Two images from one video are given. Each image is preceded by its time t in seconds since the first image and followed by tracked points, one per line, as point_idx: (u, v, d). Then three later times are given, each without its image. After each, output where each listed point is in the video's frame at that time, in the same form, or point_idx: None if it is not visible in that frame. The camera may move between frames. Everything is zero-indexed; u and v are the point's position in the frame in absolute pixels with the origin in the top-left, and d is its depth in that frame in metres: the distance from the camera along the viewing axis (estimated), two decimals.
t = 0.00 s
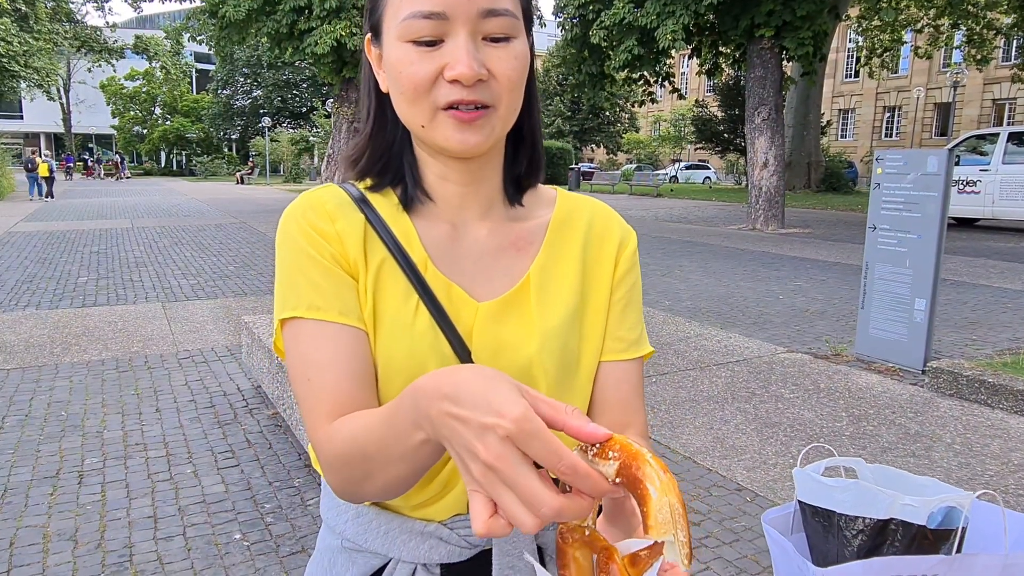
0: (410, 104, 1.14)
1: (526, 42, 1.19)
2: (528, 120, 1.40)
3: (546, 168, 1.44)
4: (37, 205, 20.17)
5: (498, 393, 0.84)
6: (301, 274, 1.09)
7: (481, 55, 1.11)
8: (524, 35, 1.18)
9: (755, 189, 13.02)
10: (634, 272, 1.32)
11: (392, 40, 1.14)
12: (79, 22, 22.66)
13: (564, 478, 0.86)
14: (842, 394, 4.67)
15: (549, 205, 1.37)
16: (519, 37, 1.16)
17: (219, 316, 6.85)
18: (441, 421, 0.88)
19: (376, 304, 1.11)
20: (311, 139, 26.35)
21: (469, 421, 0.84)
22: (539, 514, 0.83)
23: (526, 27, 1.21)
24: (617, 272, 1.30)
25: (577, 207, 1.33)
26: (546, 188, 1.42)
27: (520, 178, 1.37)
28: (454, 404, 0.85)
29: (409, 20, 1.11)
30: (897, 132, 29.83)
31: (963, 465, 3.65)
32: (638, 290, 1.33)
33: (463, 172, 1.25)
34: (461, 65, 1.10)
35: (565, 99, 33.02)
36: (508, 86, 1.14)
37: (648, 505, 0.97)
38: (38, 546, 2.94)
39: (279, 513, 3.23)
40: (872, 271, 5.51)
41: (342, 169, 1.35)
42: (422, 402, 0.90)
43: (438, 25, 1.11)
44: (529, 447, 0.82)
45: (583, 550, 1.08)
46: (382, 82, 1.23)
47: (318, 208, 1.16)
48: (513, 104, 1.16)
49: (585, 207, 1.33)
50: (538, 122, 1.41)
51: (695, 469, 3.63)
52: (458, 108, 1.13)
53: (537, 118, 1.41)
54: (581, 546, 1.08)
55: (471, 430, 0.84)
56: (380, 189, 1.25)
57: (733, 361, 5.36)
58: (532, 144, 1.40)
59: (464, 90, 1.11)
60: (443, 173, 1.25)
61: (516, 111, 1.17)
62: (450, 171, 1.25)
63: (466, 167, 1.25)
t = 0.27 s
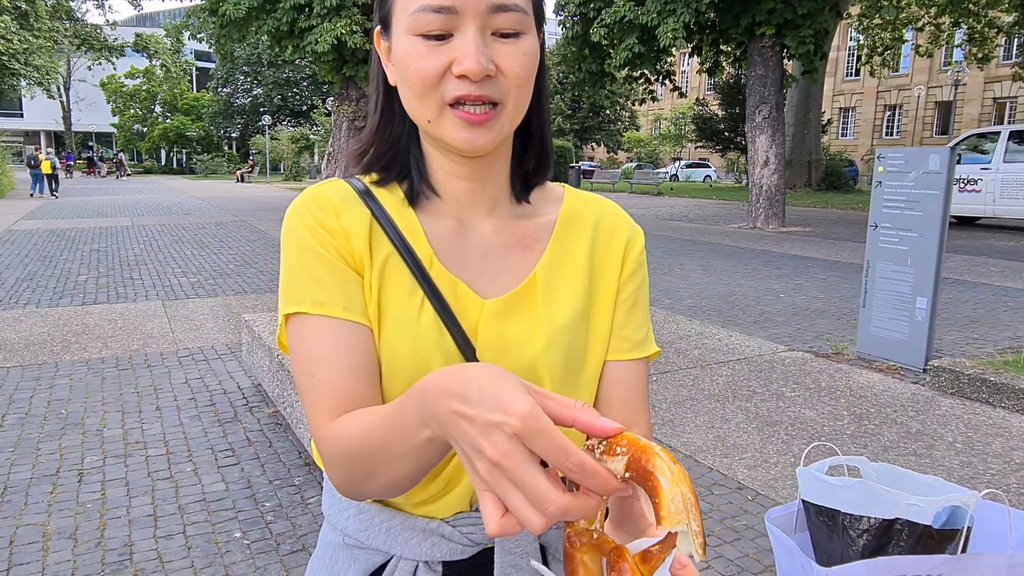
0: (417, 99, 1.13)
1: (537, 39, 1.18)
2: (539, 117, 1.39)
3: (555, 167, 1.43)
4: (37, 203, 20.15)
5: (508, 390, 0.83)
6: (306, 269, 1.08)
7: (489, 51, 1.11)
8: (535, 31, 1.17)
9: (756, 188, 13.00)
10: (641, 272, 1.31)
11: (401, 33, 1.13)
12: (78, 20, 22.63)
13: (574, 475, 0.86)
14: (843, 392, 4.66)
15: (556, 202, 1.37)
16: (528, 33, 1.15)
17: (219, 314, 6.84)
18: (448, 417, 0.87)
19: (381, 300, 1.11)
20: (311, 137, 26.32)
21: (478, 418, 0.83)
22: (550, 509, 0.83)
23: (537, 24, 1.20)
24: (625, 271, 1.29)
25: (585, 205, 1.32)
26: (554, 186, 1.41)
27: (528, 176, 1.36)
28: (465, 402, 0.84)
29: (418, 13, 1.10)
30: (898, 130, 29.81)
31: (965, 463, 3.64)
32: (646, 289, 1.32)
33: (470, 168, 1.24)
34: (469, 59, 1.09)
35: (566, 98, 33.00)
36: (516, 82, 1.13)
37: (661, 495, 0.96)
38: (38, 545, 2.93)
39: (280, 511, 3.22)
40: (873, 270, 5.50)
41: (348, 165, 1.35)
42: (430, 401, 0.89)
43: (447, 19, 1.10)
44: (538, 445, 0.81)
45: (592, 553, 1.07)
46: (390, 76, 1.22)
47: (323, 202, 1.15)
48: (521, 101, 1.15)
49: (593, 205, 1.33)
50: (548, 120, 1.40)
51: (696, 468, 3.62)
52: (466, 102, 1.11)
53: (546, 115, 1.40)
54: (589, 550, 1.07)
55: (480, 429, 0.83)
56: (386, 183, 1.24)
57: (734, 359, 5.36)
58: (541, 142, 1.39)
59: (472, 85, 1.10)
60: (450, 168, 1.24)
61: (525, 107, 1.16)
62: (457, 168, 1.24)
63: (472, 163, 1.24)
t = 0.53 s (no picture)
0: (423, 97, 1.12)
1: (542, 38, 1.17)
2: (540, 117, 1.38)
3: (556, 166, 1.43)
4: (36, 200, 20.14)
5: (521, 398, 0.83)
6: (308, 269, 1.08)
7: (495, 50, 1.10)
8: (540, 31, 1.17)
9: (755, 185, 13.00)
10: (642, 272, 1.31)
11: (406, 30, 1.12)
12: (77, 17, 22.60)
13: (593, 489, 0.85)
14: (843, 391, 4.66)
15: (557, 201, 1.36)
16: (534, 32, 1.14)
17: (218, 312, 6.84)
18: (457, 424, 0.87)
19: (383, 299, 1.10)
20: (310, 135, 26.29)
21: (490, 423, 0.83)
22: (561, 521, 0.82)
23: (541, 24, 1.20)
24: (626, 270, 1.28)
25: (586, 203, 1.32)
26: (556, 185, 1.40)
27: (530, 176, 1.36)
28: (480, 413, 0.84)
29: (423, 10, 1.10)
30: (897, 128, 29.80)
31: (965, 461, 3.64)
32: (646, 289, 1.32)
33: (473, 167, 1.24)
34: (475, 59, 1.08)
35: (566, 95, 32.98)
36: (521, 82, 1.12)
37: (677, 529, 0.94)
38: (37, 543, 2.92)
39: (279, 510, 3.21)
40: (873, 268, 5.49)
41: (348, 162, 1.34)
42: (443, 410, 0.88)
43: (453, 17, 1.09)
44: (552, 454, 0.81)
45: (580, 556, 1.04)
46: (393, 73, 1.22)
47: (324, 201, 1.15)
48: (526, 101, 1.14)
49: (595, 204, 1.32)
50: (550, 120, 1.40)
51: (696, 467, 3.62)
52: (472, 103, 1.11)
53: (548, 114, 1.40)
54: (579, 552, 1.04)
55: (492, 437, 0.83)
56: (387, 181, 1.23)
57: (734, 357, 5.36)
58: (543, 141, 1.39)
59: (478, 85, 1.09)
60: (453, 166, 1.24)
61: (530, 108, 1.15)
62: (460, 166, 1.23)
63: (475, 162, 1.23)
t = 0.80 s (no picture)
0: (429, 88, 1.12)
1: (551, 32, 1.17)
2: (547, 117, 1.38)
3: (563, 167, 1.42)
4: (36, 198, 20.13)
5: (525, 395, 0.83)
6: (309, 265, 1.07)
7: (503, 40, 1.10)
8: (549, 24, 1.17)
9: (755, 183, 12.99)
10: (643, 272, 1.30)
11: (415, 19, 1.13)
12: (77, 14, 22.57)
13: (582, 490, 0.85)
14: (843, 389, 4.66)
15: (562, 201, 1.35)
16: (543, 25, 1.14)
17: (218, 310, 6.83)
18: (460, 425, 0.87)
19: (384, 295, 1.10)
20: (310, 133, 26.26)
21: (493, 423, 0.83)
22: (554, 518, 0.82)
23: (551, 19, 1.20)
24: (627, 270, 1.28)
25: (589, 203, 1.31)
26: (561, 186, 1.39)
27: (535, 177, 1.35)
28: (483, 414, 0.83)
29: None
30: (897, 126, 29.78)
31: (965, 459, 3.64)
32: (648, 291, 1.32)
33: (477, 162, 1.23)
34: (483, 47, 1.08)
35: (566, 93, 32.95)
36: (528, 76, 1.12)
37: (687, 552, 0.93)
38: (37, 541, 2.92)
39: (279, 507, 3.21)
40: (874, 266, 5.48)
41: (352, 158, 1.34)
42: (448, 411, 0.88)
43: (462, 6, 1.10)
44: (552, 451, 0.81)
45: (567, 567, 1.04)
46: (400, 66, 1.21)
47: (326, 196, 1.14)
48: (533, 95, 1.13)
49: (597, 203, 1.32)
50: (557, 121, 1.39)
51: (696, 465, 3.62)
52: (478, 94, 1.10)
53: (555, 114, 1.39)
54: (566, 563, 1.04)
55: (494, 436, 0.83)
56: (391, 177, 1.23)
57: (734, 355, 5.35)
58: (550, 142, 1.38)
59: (484, 74, 1.09)
60: (456, 161, 1.23)
61: (536, 103, 1.15)
62: (465, 160, 1.23)
63: (479, 158, 1.23)
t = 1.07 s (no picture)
0: (432, 78, 1.11)
1: (558, 28, 1.17)
2: (556, 116, 1.38)
3: (571, 167, 1.41)
4: (35, 195, 20.11)
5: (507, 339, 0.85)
6: (307, 260, 1.07)
7: (509, 34, 1.10)
8: (557, 20, 1.16)
9: (754, 181, 12.99)
10: (646, 274, 1.30)
11: (421, 11, 1.13)
12: (76, 12, 22.52)
13: (541, 419, 0.84)
14: (843, 387, 4.66)
15: (568, 200, 1.34)
16: (549, 20, 1.13)
17: (218, 307, 6.83)
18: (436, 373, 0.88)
19: (382, 292, 1.10)
20: (309, 131, 26.23)
21: (467, 361, 0.85)
22: (510, 441, 0.80)
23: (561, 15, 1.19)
24: (630, 268, 1.28)
25: (594, 203, 1.31)
26: (567, 186, 1.39)
27: (542, 177, 1.33)
28: (456, 353, 0.86)
29: None
30: (897, 124, 29.76)
31: (964, 457, 3.64)
32: (651, 292, 1.31)
33: (480, 158, 1.22)
34: (486, 38, 1.07)
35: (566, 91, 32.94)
36: (533, 70, 1.11)
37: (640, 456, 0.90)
38: (36, 539, 2.92)
39: (279, 505, 3.21)
40: (874, 265, 5.48)
41: (358, 154, 1.34)
42: (431, 364, 0.89)
43: None
44: (516, 378, 0.82)
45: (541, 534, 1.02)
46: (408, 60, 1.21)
47: (327, 191, 1.14)
48: (537, 90, 1.13)
49: (602, 204, 1.31)
50: (566, 120, 1.39)
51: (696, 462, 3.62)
52: (480, 85, 1.10)
53: (563, 115, 1.39)
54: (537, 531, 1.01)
55: (467, 370, 0.84)
56: (393, 173, 1.23)
57: (734, 353, 5.35)
58: (559, 141, 1.37)
59: (487, 63, 1.08)
60: (460, 159, 1.22)
61: (539, 97, 1.14)
62: (468, 156, 1.22)
63: (483, 156, 1.22)
